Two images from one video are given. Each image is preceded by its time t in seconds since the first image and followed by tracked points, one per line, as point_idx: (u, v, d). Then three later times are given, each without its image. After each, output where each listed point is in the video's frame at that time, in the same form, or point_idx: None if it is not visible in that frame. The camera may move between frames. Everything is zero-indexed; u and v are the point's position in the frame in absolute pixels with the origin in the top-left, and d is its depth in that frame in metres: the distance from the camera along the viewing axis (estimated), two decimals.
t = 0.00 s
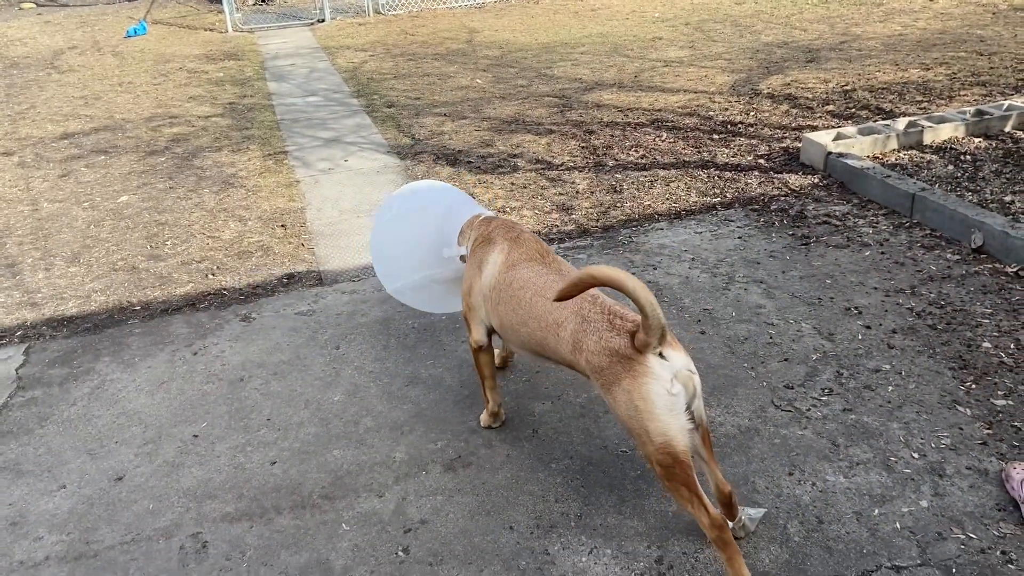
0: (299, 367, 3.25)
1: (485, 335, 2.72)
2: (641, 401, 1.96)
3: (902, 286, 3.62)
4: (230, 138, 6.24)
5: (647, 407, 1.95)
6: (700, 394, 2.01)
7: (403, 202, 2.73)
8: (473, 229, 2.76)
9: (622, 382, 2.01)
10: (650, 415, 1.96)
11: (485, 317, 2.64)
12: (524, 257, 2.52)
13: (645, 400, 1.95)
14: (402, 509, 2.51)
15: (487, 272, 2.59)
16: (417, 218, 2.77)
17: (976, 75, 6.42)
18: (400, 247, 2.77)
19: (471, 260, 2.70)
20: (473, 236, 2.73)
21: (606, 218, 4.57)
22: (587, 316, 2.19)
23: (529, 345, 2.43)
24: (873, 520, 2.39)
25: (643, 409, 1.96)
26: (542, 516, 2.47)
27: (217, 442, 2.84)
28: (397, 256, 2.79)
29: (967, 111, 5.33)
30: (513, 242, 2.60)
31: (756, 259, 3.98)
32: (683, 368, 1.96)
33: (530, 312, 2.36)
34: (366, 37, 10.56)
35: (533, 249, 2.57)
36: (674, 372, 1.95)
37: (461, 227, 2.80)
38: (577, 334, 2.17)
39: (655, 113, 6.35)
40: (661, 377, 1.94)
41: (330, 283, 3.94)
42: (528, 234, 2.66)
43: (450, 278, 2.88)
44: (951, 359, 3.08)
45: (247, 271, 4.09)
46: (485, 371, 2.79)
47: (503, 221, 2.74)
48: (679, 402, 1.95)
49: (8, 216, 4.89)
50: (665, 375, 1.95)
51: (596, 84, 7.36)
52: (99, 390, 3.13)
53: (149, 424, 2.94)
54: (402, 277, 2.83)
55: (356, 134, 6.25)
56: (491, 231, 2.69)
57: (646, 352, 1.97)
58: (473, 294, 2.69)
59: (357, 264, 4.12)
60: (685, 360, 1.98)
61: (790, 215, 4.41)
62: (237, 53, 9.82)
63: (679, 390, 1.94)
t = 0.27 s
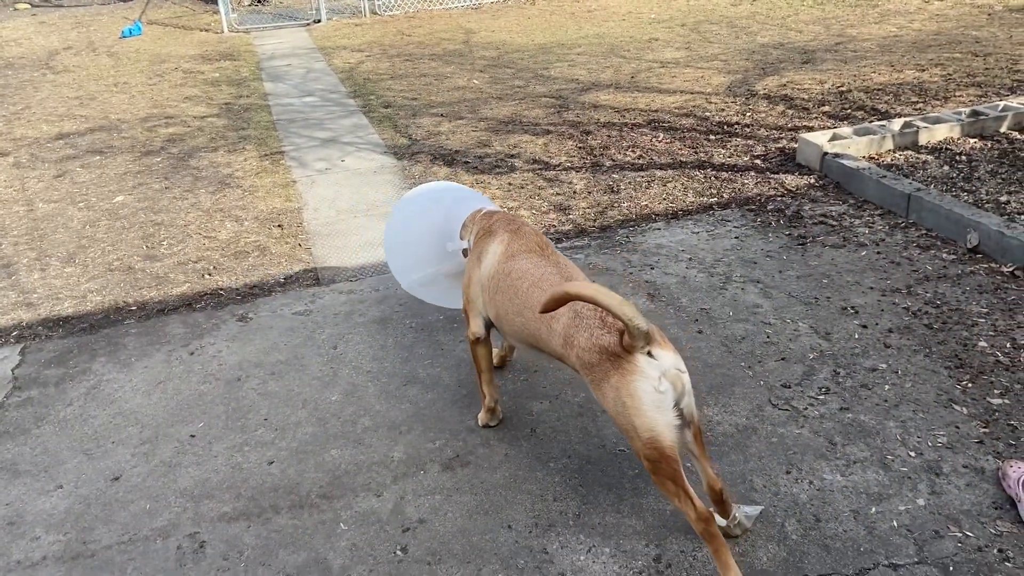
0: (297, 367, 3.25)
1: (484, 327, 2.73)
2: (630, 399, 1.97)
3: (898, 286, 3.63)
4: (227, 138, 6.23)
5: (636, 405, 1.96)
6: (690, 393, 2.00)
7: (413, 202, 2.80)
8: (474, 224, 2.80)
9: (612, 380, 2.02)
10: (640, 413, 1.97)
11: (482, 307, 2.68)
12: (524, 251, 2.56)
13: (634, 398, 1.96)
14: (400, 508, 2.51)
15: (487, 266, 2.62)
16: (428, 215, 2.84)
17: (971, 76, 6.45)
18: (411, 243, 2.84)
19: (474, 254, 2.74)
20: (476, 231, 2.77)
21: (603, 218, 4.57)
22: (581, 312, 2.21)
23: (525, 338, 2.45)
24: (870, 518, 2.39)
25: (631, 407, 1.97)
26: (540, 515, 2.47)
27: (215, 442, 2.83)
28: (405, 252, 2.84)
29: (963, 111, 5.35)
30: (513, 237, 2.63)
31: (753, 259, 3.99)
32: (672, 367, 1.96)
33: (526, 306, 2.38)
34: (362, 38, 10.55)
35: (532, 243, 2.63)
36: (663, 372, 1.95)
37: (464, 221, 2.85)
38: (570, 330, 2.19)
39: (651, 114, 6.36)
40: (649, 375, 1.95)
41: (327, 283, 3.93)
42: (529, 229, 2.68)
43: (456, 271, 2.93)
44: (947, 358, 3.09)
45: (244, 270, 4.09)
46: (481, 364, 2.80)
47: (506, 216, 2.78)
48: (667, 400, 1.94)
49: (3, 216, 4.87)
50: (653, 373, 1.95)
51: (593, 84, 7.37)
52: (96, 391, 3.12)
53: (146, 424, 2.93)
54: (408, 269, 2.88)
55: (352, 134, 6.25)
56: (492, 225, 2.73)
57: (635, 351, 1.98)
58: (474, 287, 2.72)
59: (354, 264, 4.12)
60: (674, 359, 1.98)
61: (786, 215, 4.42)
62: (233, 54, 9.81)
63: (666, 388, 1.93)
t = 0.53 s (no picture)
0: (295, 371, 3.26)
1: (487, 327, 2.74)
2: (619, 386, 2.04)
3: (893, 289, 3.66)
4: (223, 142, 6.23)
5: (624, 392, 2.04)
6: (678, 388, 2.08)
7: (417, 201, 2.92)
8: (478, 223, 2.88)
9: (603, 367, 2.09)
10: (626, 399, 2.04)
11: (481, 307, 2.71)
12: (523, 249, 2.60)
13: (623, 384, 2.04)
14: (399, 511, 2.52)
15: (486, 261, 2.68)
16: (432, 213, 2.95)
17: (965, 80, 6.49)
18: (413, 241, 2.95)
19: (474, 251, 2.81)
20: (477, 230, 2.85)
21: (599, 222, 4.60)
22: (577, 306, 2.27)
23: (520, 332, 2.50)
24: (866, 519, 2.41)
25: (619, 393, 2.04)
26: (538, 517, 2.48)
27: (214, 446, 2.83)
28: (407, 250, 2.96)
29: (956, 115, 5.39)
30: (511, 234, 2.71)
31: (749, 262, 4.01)
32: (661, 361, 2.05)
33: (522, 300, 2.44)
34: (357, 42, 10.56)
35: (532, 242, 2.65)
36: (652, 363, 2.04)
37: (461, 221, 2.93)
38: (564, 321, 2.26)
39: (647, 118, 6.39)
40: (640, 364, 2.03)
41: (324, 287, 3.94)
42: (528, 229, 2.76)
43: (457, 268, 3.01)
44: (941, 361, 3.12)
45: (242, 274, 4.09)
46: (483, 364, 2.80)
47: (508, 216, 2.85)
48: (655, 390, 2.03)
49: None
50: (643, 364, 2.03)
51: (588, 88, 7.40)
52: (94, 395, 3.12)
53: (145, 428, 2.94)
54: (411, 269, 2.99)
55: (349, 138, 6.26)
56: (492, 226, 2.78)
57: (628, 342, 2.06)
58: (471, 283, 2.78)
59: (352, 268, 4.13)
60: (664, 355, 2.06)
61: (781, 219, 4.45)
62: (229, 58, 9.81)
63: (655, 378, 2.02)
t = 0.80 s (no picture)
0: (290, 374, 3.26)
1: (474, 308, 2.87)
2: (590, 373, 2.13)
3: (885, 291, 3.68)
4: (217, 147, 6.24)
5: (591, 380, 2.13)
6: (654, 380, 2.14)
7: (454, 188, 3.07)
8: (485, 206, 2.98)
9: (576, 353, 2.18)
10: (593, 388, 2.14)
11: (472, 290, 2.81)
12: (516, 236, 2.69)
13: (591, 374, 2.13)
14: (395, 513, 2.53)
15: (479, 246, 2.78)
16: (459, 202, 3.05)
17: (956, 84, 6.54)
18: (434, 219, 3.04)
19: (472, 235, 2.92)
20: (481, 212, 2.94)
21: (593, 225, 4.62)
22: (566, 293, 2.36)
23: (507, 314, 2.59)
24: (858, 519, 2.43)
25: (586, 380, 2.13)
26: (533, 518, 2.49)
27: (209, 449, 2.84)
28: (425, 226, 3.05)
29: (947, 118, 5.43)
30: (507, 222, 2.78)
31: (742, 265, 4.03)
32: (637, 356, 2.12)
33: (512, 283, 2.53)
34: (352, 47, 10.58)
35: (526, 230, 2.73)
36: (625, 357, 2.11)
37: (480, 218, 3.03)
38: (548, 310, 2.35)
39: (641, 121, 6.42)
40: (611, 358, 2.11)
41: (319, 291, 3.95)
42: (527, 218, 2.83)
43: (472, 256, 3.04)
44: (933, 362, 3.14)
45: (237, 278, 4.10)
46: (469, 350, 2.86)
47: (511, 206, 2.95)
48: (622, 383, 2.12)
49: None
50: (615, 358, 2.11)
51: (582, 92, 7.43)
52: (89, 399, 3.12)
53: (139, 431, 2.94)
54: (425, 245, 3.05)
55: (344, 142, 6.27)
56: (492, 213, 2.87)
57: (605, 334, 2.13)
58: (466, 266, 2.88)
59: (346, 271, 4.13)
60: (642, 349, 2.14)
61: (774, 221, 4.48)
62: (223, 63, 9.82)
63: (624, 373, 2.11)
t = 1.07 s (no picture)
0: (284, 383, 3.25)
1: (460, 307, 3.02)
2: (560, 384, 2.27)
3: (878, 297, 3.70)
4: (211, 155, 6.23)
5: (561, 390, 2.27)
6: (624, 387, 2.26)
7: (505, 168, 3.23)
8: (475, 209, 3.11)
9: (547, 364, 2.31)
10: (564, 397, 2.29)
11: (459, 292, 2.96)
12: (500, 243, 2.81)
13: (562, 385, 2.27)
14: (389, 522, 2.52)
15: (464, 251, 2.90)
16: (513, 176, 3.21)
17: (947, 90, 6.58)
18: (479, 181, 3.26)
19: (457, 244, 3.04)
20: (471, 215, 3.06)
21: (587, 232, 4.63)
22: (542, 302, 2.47)
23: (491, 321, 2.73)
24: (853, 525, 2.43)
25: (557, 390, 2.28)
26: (527, 527, 2.49)
27: (202, 459, 2.82)
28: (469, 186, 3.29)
29: (939, 124, 5.46)
30: (492, 228, 2.90)
31: (736, 271, 4.04)
32: (607, 367, 2.23)
33: (493, 293, 2.66)
34: (346, 54, 10.59)
35: (510, 236, 2.84)
36: (594, 368, 2.23)
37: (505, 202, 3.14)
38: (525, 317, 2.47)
39: (634, 128, 6.44)
40: (581, 370, 2.24)
41: (313, 299, 3.94)
42: (514, 223, 2.95)
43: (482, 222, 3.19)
44: (926, 368, 3.15)
45: (230, 287, 4.09)
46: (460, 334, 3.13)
47: (499, 207, 3.06)
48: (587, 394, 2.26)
49: None
50: (584, 369, 2.24)
51: (576, 99, 7.45)
52: (81, 409, 3.11)
53: (132, 442, 2.92)
54: (462, 200, 3.30)
55: (338, 149, 6.27)
56: (483, 217, 2.99)
57: (576, 346, 2.25)
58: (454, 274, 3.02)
59: (341, 279, 4.13)
60: (612, 358, 2.24)
61: (767, 228, 4.49)
62: (217, 70, 9.81)
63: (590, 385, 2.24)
